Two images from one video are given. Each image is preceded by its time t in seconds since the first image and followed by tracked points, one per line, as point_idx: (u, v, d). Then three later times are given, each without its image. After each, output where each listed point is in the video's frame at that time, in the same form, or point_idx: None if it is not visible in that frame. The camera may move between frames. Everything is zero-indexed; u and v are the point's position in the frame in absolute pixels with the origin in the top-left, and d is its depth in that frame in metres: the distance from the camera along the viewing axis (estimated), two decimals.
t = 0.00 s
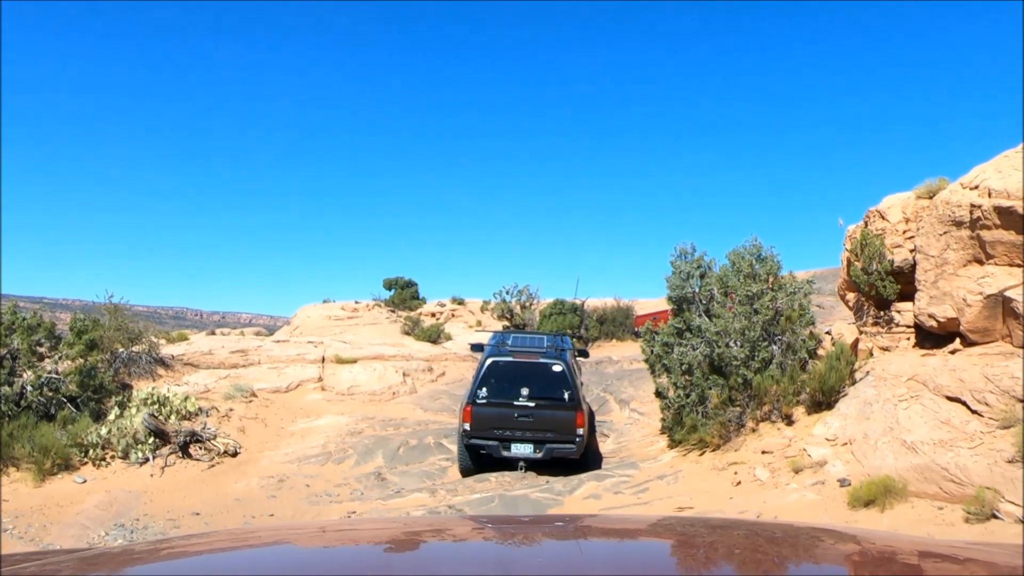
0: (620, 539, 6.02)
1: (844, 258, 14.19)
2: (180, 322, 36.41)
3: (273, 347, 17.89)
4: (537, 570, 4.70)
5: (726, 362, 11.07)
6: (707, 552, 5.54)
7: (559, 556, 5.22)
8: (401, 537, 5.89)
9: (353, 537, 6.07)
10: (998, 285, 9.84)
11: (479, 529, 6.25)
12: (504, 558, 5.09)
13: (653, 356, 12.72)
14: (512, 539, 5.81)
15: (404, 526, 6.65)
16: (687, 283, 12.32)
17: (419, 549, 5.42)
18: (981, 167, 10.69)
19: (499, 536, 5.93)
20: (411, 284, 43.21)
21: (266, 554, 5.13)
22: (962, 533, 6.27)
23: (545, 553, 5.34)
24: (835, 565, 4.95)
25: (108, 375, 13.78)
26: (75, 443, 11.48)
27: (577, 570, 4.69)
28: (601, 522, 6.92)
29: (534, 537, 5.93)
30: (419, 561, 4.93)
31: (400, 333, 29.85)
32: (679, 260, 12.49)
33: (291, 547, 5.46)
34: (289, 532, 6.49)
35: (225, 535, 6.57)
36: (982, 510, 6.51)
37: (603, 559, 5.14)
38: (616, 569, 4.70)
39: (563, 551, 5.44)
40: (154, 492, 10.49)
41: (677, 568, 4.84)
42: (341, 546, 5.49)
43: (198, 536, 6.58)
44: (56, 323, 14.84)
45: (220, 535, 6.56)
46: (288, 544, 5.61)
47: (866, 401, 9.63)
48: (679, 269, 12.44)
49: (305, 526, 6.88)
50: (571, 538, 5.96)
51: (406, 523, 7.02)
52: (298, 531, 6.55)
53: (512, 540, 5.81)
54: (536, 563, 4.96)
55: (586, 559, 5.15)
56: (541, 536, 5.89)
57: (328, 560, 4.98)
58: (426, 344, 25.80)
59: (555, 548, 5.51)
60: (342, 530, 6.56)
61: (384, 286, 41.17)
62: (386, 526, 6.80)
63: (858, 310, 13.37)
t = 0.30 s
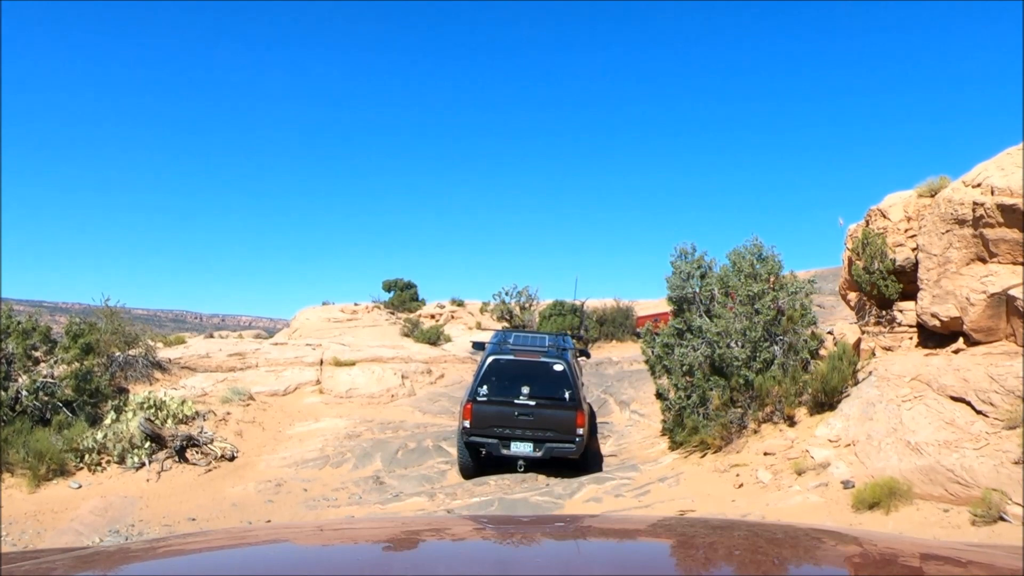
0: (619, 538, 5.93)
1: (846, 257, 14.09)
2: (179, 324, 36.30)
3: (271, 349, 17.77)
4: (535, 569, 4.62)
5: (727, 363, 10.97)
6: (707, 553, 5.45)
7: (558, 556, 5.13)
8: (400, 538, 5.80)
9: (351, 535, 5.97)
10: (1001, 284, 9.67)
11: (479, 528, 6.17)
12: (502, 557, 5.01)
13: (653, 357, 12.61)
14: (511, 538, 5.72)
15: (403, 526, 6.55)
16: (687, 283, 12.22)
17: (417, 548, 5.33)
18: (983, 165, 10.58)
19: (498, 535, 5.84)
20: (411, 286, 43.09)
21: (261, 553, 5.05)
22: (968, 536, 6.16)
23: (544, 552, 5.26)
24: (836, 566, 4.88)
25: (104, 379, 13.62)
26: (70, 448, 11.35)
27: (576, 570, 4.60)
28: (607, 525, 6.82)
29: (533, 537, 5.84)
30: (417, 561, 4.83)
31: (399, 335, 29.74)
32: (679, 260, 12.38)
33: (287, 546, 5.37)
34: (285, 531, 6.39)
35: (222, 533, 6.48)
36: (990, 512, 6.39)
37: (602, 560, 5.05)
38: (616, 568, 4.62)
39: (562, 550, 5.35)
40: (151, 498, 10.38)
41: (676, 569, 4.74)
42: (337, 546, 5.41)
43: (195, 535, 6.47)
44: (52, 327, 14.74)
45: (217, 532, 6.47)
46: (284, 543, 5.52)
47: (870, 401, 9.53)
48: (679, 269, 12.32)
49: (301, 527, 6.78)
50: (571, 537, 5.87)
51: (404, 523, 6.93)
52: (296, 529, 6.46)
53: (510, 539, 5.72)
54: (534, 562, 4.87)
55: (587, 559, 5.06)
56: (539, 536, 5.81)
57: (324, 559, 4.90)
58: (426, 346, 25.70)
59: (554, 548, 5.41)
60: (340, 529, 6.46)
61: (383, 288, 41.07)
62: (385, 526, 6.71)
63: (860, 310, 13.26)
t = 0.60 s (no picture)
0: (621, 527, 5.84)
1: (849, 259, 13.97)
2: (178, 327, 36.16)
3: (269, 354, 17.62)
4: (537, 558, 4.53)
5: (731, 366, 10.86)
6: (711, 542, 5.37)
7: (561, 546, 5.05)
8: (403, 528, 5.69)
9: (353, 527, 5.86)
10: (1008, 285, 9.59)
11: (484, 518, 6.06)
12: (505, 548, 4.90)
13: (656, 361, 12.48)
14: (514, 527, 5.62)
15: (404, 518, 6.44)
16: (690, 285, 12.09)
17: (419, 540, 5.22)
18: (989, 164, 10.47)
19: (500, 525, 5.72)
20: (410, 290, 42.95)
21: (260, 546, 4.92)
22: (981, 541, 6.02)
23: (546, 543, 5.15)
24: (840, 553, 4.79)
25: (100, 385, 13.51)
26: (65, 455, 11.19)
27: (578, 558, 4.52)
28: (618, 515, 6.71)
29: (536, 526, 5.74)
30: (418, 554, 4.71)
31: (399, 338, 29.60)
32: (681, 262, 12.25)
33: (286, 539, 5.26)
34: (284, 525, 6.27)
35: (223, 528, 6.35)
36: (1001, 518, 6.29)
37: (605, 551, 4.95)
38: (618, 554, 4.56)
39: (565, 540, 5.27)
40: (146, 505, 10.26)
41: (678, 556, 4.67)
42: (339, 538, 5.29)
43: (195, 531, 6.33)
44: (47, 332, 14.59)
45: (216, 527, 6.35)
46: (284, 536, 5.40)
47: (876, 405, 9.40)
48: (681, 271, 12.19)
49: (302, 520, 6.67)
50: (574, 527, 5.77)
51: (406, 516, 6.81)
52: (295, 523, 6.34)
53: (512, 527, 5.62)
54: (534, 554, 4.75)
55: (589, 549, 4.96)
56: (542, 525, 5.70)
57: (324, 548, 4.80)
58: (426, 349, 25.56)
59: (557, 538, 5.32)
60: (340, 520, 6.35)
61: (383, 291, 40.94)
62: (386, 517, 6.59)
63: (864, 311, 13.13)
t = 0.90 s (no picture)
0: (625, 537, 5.60)
1: (855, 260, 13.73)
2: (179, 330, 35.93)
3: (267, 357, 17.38)
4: (538, 571, 4.30)
5: (736, 369, 10.60)
6: (717, 550, 5.13)
7: (562, 555, 4.81)
8: (402, 536, 5.45)
9: (352, 534, 5.62)
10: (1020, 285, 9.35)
11: (484, 526, 5.81)
12: (504, 558, 4.65)
13: (659, 364, 12.24)
14: (514, 535, 5.38)
15: (403, 525, 6.20)
16: (693, 286, 11.79)
17: (420, 548, 4.98)
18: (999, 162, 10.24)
19: (501, 534, 5.47)
20: (411, 293, 42.70)
21: (252, 554, 4.68)
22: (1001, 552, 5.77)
23: (548, 551, 4.92)
24: (850, 561, 4.59)
25: (93, 390, 13.30)
26: (56, 461, 10.95)
27: (581, 570, 4.30)
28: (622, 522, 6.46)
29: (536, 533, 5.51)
30: (419, 563, 4.47)
31: (399, 341, 29.37)
32: (684, 263, 12.00)
33: (281, 546, 5.02)
34: (279, 532, 6.03)
35: (217, 535, 6.12)
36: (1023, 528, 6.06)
37: (608, 560, 4.72)
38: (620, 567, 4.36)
39: (565, 548, 5.04)
40: (138, 513, 10.03)
41: (684, 567, 4.48)
42: (337, 546, 5.04)
43: (188, 538, 6.08)
44: (41, 336, 14.39)
45: (209, 535, 6.11)
46: (278, 543, 5.17)
47: (886, 409, 9.17)
48: (685, 272, 11.94)
49: (299, 526, 6.43)
50: (577, 534, 5.53)
51: (405, 522, 6.58)
52: (290, 531, 6.10)
53: (513, 535, 5.38)
54: (537, 565, 4.52)
55: (592, 559, 4.73)
56: (543, 533, 5.46)
57: (316, 558, 4.57)
58: (426, 352, 25.34)
59: (558, 546, 5.08)
60: (338, 528, 6.12)
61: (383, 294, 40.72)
62: (385, 524, 6.35)
63: (872, 313, 12.88)
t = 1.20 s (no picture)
0: (623, 545, 5.36)
1: (859, 257, 13.50)
2: (176, 330, 35.68)
3: (261, 357, 17.13)
4: None
5: (738, 368, 10.36)
6: (716, 562, 4.87)
7: (559, 564, 4.56)
8: (398, 541, 5.21)
9: (346, 539, 5.38)
10: None
11: (479, 532, 5.56)
12: (499, 567, 4.39)
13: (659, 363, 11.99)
14: (510, 542, 5.13)
15: (398, 530, 5.95)
16: (695, 284, 11.54)
17: (417, 553, 4.73)
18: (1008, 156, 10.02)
19: (497, 541, 5.23)
20: (409, 292, 42.44)
21: (238, 560, 4.45)
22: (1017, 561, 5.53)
23: (544, 560, 4.67)
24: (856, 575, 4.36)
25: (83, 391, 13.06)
26: (43, 464, 10.68)
27: None
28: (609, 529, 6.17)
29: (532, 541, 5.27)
30: (413, 573, 4.23)
31: (397, 340, 29.13)
32: (685, 260, 11.76)
33: (269, 552, 4.78)
34: (271, 537, 5.78)
35: (206, 540, 5.87)
36: None
37: (608, 569, 4.47)
38: None
39: (560, 556, 4.78)
40: (125, 518, 9.79)
41: None
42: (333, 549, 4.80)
43: (176, 542, 5.83)
44: (30, 336, 14.15)
45: (198, 539, 5.86)
46: (268, 548, 4.93)
47: (893, 409, 8.94)
48: (686, 269, 11.69)
49: (294, 530, 6.20)
50: (574, 542, 5.29)
51: (400, 526, 6.34)
52: (281, 535, 5.86)
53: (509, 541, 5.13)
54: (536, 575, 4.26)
55: (591, 569, 4.48)
56: (539, 542, 5.21)
57: (301, 565, 4.32)
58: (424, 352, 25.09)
59: (552, 554, 4.83)
60: (332, 532, 5.88)
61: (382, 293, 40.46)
62: (380, 528, 6.12)
63: (876, 311, 12.66)
